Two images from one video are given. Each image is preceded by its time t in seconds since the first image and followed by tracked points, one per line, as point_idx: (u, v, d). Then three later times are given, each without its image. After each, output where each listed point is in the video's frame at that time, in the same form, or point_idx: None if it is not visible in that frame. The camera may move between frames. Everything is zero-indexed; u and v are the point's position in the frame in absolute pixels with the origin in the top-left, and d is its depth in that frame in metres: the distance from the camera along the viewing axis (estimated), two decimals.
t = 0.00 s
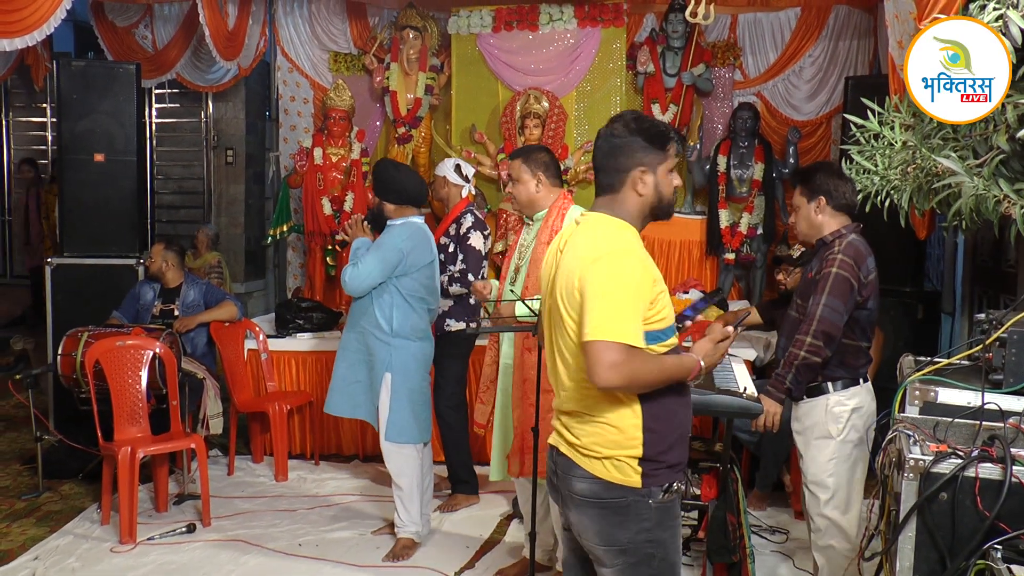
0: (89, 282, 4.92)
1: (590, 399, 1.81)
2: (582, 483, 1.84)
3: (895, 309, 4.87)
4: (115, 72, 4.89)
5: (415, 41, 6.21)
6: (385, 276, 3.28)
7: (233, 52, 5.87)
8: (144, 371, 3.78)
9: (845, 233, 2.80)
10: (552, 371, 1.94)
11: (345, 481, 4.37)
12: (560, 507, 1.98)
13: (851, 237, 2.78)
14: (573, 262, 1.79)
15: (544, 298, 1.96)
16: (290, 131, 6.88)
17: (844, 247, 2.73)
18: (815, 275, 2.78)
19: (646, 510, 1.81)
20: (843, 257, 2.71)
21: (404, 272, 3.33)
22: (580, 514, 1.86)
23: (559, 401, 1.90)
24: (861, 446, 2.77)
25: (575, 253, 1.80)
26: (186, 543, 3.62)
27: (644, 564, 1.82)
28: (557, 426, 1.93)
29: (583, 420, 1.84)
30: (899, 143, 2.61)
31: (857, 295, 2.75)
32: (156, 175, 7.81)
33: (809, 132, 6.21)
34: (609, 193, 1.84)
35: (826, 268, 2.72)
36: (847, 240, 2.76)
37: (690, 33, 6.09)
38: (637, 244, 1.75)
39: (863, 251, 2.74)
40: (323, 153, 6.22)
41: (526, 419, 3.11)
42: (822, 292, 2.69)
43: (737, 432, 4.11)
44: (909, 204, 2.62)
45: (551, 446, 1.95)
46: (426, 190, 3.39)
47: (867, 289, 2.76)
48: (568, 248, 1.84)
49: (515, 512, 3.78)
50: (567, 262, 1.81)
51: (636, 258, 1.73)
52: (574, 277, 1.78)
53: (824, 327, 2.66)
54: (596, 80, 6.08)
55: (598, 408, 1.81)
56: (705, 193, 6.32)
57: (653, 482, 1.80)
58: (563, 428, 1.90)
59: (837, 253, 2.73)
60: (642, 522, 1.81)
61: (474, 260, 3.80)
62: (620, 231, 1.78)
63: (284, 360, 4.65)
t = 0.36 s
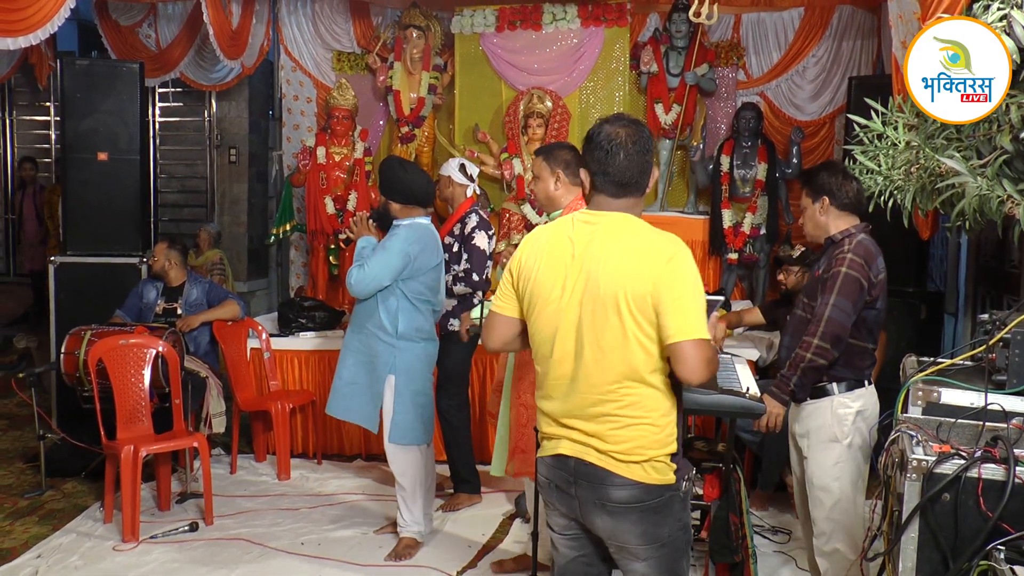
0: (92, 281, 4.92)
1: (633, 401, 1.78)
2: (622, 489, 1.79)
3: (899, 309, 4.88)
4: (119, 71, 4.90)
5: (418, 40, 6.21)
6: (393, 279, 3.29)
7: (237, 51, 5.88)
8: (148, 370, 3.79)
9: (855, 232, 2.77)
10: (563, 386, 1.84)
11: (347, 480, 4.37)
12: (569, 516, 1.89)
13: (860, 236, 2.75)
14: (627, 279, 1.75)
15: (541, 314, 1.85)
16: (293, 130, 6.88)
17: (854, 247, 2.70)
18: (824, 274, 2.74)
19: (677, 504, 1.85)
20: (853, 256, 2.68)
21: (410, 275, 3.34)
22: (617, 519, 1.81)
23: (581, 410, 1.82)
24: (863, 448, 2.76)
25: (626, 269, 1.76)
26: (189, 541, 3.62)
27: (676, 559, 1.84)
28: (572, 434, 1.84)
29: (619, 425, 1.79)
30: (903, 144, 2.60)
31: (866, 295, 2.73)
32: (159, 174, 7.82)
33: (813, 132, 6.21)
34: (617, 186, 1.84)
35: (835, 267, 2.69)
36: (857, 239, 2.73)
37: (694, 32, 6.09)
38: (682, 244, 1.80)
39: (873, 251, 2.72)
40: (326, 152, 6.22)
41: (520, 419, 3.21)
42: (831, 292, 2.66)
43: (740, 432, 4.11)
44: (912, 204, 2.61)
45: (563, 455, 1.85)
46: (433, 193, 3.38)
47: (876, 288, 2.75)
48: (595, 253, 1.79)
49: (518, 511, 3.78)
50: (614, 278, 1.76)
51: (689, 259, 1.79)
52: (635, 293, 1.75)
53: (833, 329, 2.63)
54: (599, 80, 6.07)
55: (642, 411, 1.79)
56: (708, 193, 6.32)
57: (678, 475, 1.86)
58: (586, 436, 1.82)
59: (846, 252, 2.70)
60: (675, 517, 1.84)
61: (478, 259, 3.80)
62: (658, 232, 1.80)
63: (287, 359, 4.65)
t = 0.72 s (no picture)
0: (92, 281, 4.92)
1: (665, 398, 1.78)
2: (645, 483, 1.78)
3: (900, 309, 4.88)
4: (119, 71, 4.90)
5: (419, 40, 6.21)
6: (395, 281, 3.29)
7: (238, 52, 5.88)
8: (149, 370, 3.78)
9: (860, 233, 2.74)
10: (589, 390, 1.79)
11: (348, 480, 4.37)
12: (582, 516, 1.85)
13: (866, 238, 2.71)
14: (665, 281, 1.74)
15: (564, 319, 1.79)
16: (294, 130, 6.87)
17: (861, 248, 2.66)
18: (830, 276, 2.70)
19: (693, 499, 1.85)
20: (860, 259, 2.64)
21: (415, 277, 3.34)
22: (638, 515, 1.79)
23: (609, 410, 1.79)
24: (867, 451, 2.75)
25: (661, 270, 1.75)
26: (189, 542, 3.62)
27: (692, 557, 1.83)
28: (594, 432, 1.80)
29: (648, 421, 1.78)
30: (903, 144, 2.60)
31: (873, 298, 2.70)
32: (159, 174, 7.82)
33: (813, 132, 6.21)
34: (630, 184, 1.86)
35: (842, 270, 2.64)
36: (863, 241, 2.69)
37: (694, 32, 6.09)
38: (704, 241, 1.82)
39: (879, 253, 2.68)
40: (326, 152, 6.22)
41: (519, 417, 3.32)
42: (838, 297, 2.62)
43: (741, 432, 4.11)
44: (912, 204, 2.61)
45: (583, 453, 1.81)
46: (434, 192, 3.38)
47: (882, 291, 2.73)
48: (628, 254, 1.76)
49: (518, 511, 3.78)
50: (650, 279, 1.74)
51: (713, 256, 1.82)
52: (672, 294, 1.75)
53: (840, 334, 2.60)
54: (600, 80, 6.07)
55: (671, 407, 1.79)
56: (708, 193, 6.33)
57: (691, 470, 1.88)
58: (612, 433, 1.79)
59: (853, 255, 2.65)
60: (691, 512, 1.84)
61: (480, 259, 3.80)
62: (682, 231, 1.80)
63: (287, 359, 4.65)
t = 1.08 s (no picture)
0: (92, 281, 4.93)
1: (719, 399, 1.78)
2: (698, 483, 1.77)
3: (900, 309, 4.87)
4: (120, 71, 4.93)
5: (420, 40, 6.22)
6: (398, 282, 3.29)
7: (238, 52, 5.89)
8: (149, 370, 3.78)
9: (863, 234, 2.70)
10: (644, 393, 1.77)
11: (348, 480, 4.37)
12: (628, 520, 1.81)
13: (869, 239, 2.68)
14: (722, 283, 1.74)
15: (619, 322, 1.76)
16: (294, 130, 6.86)
17: (864, 251, 2.64)
18: (833, 279, 2.69)
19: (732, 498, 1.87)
20: (863, 263, 2.63)
21: (419, 277, 3.34)
22: (689, 514, 1.79)
23: (666, 412, 1.77)
24: (868, 451, 2.74)
25: (719, 272, 1.74)
26: (190, 542, 3.62)
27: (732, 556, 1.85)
28: (645, 434, 1.78)
29: (702, 422, 1.77)
30: (903, 144, 2.59)
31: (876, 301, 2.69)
32: (159, 174, 7.82)
33: (813, 132, 6.22)
34: (674, 184, 1.85)
35: (846, 274, 2.63)
36: (866, 243, 2.67)
37: (694, 33, 6.11)
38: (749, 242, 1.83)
39: (882, 256, 2.67)
40: (326, 153, 6.22)
41: (512, 416, 3.40)
42: (842, 302, 2.61)
43: (741, 432, 4.11)
44: (913, 203, 2.60)
45: (635, 456, 1.78)
46: (435, 190, 3.38)
47: (885, 294, 2.72)
48: (682, 256, 1.75)
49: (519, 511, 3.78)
50: (709, 281, 1.74)
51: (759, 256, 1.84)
52: (729, 296, 1.75)
53: (845, 341, 2.59)
54: (600, 80, 6.06)
55: (724, 407, 1.79)
56: (708, 193, 6.33)
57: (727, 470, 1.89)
58: (667, 436, 1.77)
59: (856, 258, 2.64)
60: (732, 512, 1.86)
61: (481, 260, 3.80)
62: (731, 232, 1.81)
63: (287, 359, 4.65)
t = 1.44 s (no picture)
0: (93, 280, 4.93)
1: (768, 400, 1.82)
2: (751, 485, 1.81)
3: (900, 309, 4.87)
4: (121, 72, 4.94)
5: (420, 40, 6.22)
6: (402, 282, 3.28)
7: (238, 52, 5.88)
8: (149, 370, 3.78)
9: (863, 237, 2.72)
10: (700, 396, 1.77)
11: (348, 480, 4.38)
12: (677, 529, 1.82)
13: (870, 242, 2.70)
14: (776, 284, 1.79)
15: (677, 322, 1.77)
16: (295, 130, 6.87)
17: (868, 256, 2.66)
18: (838, 283, 2.69)
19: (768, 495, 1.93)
20: (867, 268, 2.63)
21: (423, 277, 3.34)
22: (740, 517, 1.82)
23: (720, 415, 1.78)
24: (868, 452, 2.74)
25: (775, 275, 1.79)
26: (190, 542, 3.62)
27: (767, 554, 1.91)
28: (699, 440, 1.78)
29: (753, 424, 1.81)
30: (903, 143, 2.59)
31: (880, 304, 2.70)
32: (160, 174, 7.82)
33: (813, 132, 6.22)
34: (718, 186, 1.87)
35: (850, 280, 2.64)
36: (869, 247, 2.68)
37: (694, 33, 6.11)
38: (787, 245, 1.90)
39: (885, 259, 2.67)
40: (327, 153, 6.22)
41: (509, 415, 3.42)
42: (847, 307, 2.61)
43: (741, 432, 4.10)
44: (913, 203, 2.60)
45: (690, 464, 1.78)
46: (436, 190, 3.38)
47: (887, 297, 2.72)
48: (740, 258, 1.78)
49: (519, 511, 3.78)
50: (766, 284, 1.78)
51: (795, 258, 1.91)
52: (782, 298, 1.79)
53: (852, 345, 2.58)
54: (600, 79, 6.05)
55: (772, 409, 1.84)
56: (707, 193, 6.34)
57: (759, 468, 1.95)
58: (720, 441, 1.78)
59: (861, 263, 2.65)
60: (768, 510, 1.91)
61: (480, 259, 3.80)
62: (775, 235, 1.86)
63: (287, 359, 4.65)
